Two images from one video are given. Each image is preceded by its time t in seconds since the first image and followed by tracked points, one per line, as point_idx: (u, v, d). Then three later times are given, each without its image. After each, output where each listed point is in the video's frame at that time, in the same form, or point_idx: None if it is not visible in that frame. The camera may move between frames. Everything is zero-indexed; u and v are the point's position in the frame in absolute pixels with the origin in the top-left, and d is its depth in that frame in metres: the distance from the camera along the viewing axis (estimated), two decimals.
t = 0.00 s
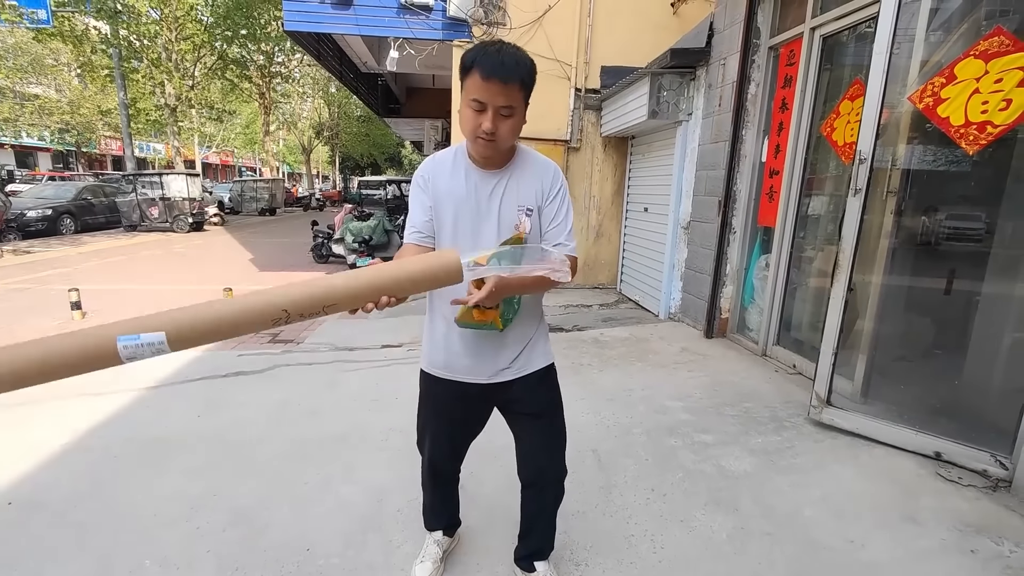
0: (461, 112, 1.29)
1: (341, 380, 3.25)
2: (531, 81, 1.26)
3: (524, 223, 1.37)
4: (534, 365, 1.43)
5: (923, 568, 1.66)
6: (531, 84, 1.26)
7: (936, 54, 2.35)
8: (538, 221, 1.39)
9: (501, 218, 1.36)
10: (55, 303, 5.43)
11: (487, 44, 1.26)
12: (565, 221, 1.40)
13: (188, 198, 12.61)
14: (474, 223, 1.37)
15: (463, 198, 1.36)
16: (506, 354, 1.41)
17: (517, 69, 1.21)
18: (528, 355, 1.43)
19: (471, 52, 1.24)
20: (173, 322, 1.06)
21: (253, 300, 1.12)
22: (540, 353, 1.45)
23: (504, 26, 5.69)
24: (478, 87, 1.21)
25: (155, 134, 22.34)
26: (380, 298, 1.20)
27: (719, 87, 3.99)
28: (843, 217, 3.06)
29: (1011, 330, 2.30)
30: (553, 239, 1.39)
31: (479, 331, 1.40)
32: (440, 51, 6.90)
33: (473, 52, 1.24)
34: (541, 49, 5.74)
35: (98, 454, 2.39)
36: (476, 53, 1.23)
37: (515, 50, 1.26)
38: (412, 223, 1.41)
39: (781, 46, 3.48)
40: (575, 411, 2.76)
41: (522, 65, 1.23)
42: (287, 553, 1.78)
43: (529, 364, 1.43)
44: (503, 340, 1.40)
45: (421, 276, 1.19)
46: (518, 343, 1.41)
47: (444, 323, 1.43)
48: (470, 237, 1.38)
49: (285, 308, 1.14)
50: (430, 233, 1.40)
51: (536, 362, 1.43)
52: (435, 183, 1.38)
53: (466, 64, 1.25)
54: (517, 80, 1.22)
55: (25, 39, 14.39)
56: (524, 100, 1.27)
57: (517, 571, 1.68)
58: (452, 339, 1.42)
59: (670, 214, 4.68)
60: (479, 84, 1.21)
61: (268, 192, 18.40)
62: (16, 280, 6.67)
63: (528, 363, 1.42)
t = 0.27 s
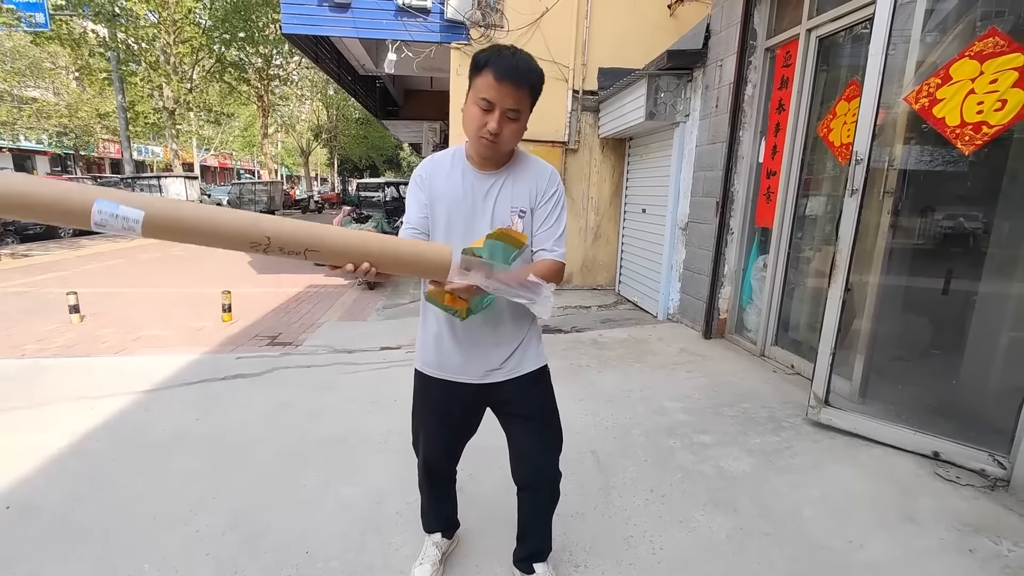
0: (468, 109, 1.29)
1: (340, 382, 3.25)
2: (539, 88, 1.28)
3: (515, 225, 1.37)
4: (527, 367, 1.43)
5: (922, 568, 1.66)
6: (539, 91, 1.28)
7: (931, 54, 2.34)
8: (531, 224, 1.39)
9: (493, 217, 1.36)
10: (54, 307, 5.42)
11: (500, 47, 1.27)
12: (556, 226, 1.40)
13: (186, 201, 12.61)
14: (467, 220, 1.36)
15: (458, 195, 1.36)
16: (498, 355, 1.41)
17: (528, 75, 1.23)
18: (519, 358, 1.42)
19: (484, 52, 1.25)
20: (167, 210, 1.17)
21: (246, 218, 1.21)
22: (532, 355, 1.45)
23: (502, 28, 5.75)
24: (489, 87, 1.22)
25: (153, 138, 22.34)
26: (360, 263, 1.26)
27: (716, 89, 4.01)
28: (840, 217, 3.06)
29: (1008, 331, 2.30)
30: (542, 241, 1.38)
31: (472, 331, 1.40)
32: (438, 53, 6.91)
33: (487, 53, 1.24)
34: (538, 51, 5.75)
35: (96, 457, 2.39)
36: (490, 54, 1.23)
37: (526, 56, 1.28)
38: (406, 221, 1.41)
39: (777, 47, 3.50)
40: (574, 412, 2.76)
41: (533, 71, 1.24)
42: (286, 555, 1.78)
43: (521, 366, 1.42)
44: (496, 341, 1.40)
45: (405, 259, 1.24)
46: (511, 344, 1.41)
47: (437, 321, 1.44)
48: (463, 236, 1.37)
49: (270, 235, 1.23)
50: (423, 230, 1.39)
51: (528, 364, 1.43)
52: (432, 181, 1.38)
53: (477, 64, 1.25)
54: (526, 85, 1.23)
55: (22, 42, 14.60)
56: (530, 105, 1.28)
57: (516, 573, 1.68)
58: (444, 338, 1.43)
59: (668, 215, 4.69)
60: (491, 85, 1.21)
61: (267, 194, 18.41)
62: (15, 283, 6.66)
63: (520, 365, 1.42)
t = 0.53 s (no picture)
0: (474, 107, 1.29)
1: (339, 385, 3.25)
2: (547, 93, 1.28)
3: (506, 225, 1.36)
4: (519, 368, 1.42)
5: (921, 568, 1.66)
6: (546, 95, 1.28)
7: (926, 55, 2.35)
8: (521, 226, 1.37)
9: (485, 216, 1.36)
10: (51, 311, 5.40)
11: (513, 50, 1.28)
12: (546, 230, 1.37)
13: (184, 204, 12.59)
14: (458, 217, 1.36)
15: (452, 193, 1.37)
16: (489, 356, 1.40)
17: (537, 79, 1.24)
18: (510, 360, 1.41)
19: (497, 53, 1.26)
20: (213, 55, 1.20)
21: (275, 100, 1.23)
22: (525, 356, 1.44)
23: (500, 31, 5.76)
24: (499, 86, 1.22)
25: (150, 140, 22.31)
26: (350, 199, 1.26)
27: (713, 90, 4.01)
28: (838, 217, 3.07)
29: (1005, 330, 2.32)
30: (529, 240, 1.34)
31: (464, 330, 1.40)
32: (436, 55, 6.91)
33: (501, 54, 1.25)
34: (536, 53, 5.75)
35: (94, 461, 2.38)
36: (503, 56, 1.24)
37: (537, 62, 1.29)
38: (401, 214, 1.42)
39: (774, 48, 3.50)
40: (573, 414, 2.76)
41: (543, 75, 1.25)
42: (285, 559, 1.77)
43: (512, 367, 1.41)
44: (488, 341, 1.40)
45: (394, 213, 1.23)
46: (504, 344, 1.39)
47: (431, 319, 1.44)
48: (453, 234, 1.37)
49: (288, 125, 1.23)
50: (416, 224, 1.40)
51: (520, 366, 1.42)
52: (430, 177, 1.40)
53: (489, 64, 1.26)
54: (535, 87, 1.24)
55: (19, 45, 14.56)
56: (536, 110, 1.29)
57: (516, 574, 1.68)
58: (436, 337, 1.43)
59: (666, 216, 4.69)
60: (501, 84, 1.22)
61: (265, 197, 18.40)
62: (12, 287, 6.64)
63: (513, 366, 1.41)
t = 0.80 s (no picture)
0: (471, 108, 1.30)
1: (338, 387, 3.25)
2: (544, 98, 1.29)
3: (497, 227, 1.36)
4: (511, 370, 1.42)
5: (920, 567, 1.67)
6: (543, 100, 1.29)
7: (923, 55, 2.36)
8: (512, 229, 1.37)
9: (476, 217, 1.36)
10: (49, 313, 5.39)
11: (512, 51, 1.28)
12: (537, 234, 1.37)
13: (182, 205, 12.57)
14: (449, 216, 1.37)
15: (445, 193, 1.37)
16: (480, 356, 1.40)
17: (535, 83, 1.24)
18: (501, 362, 1.41)
19: (496, 54, 1.26)
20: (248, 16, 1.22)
21: (295, 65, 1.24)
22: (518, 358, 1.43)
23: (498, 32, 5.78)
24: (495, 88, 1.22)
25: (148, 142, 22.29)
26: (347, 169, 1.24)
27: (711, 90, 4.02)
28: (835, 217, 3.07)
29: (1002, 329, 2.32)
30: (519, 242, 1.35)
31: (456, 330, 1.40)
32: (433, 56, 6.90)
33: (500, 55, 1.25)
34: (533, 54, 5.76)
35: (92, 464, 2.38)
36: (502, 57, 1.24)
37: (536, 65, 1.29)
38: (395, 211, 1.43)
39: (771, 49, 3.51)
40: (572, 415, 2.76)
41: (541, 79, 1.25)
42: (285, 561, 1.77)
43: (502, 369, 1.41)
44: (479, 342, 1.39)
45: (387, 191, 1.22)
46: (496, 345, 1.39)
47: (424, 317, 1.45)
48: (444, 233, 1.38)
49: (302, 90, 1.24)
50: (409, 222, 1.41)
51: (511, 368, 1.42)
52: (424, 176, 1.40)
53: (488, 65, 1.26)
54: (533, 91, 1.24)
55: (16, 47, 14.54)
56: (533, 114, 1.29)
57: (516, 575, 1.67)
58: (428, 335, 1.43)
59: (664, 216, 4.70)
60: (497, 86, 1.22)
61: (263, 198, 18.38)
62: (9, 290, 6.63)
63: (505, 367, 1.41)
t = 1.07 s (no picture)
0: (462, 108, 1.29)
1: (337, 388, 3.24)
2: (535, 96, 1.28)
3: (492, 229, 1.36)
4: (504, 371, 1.42)
5: (918, 565, 1.67)
6: (534, 99, 1.28)
7: (919, 54, 2.35)
8: (506, 231, 1.37)
9: (470, 218, 1.36)
10: (46, 315, 5.37)
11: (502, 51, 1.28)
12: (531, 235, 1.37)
13: (179, 207, 12.55)
14: (443, 217, 1.36)
15: (439, 194, 1.37)
16: (474, 357, 1.40)
17: (525, 82, 1.24)
18: (495, 363, 1.41)
19: (486, 53, 1.25)
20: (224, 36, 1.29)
21: (270, 70, 1.29)
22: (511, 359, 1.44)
23: (496, 32, 5.78)
24: (486, 88, 1.22)
25: (145, 144, 22.25)
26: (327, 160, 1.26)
27: (708, 90, 4.02)
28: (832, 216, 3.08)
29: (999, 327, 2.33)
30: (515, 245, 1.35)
31: (450, 331, 1.40)
32: (431, 57, 6.90)
33: (489, 54, 1.25)
34: (531, 55, 5.76)
35: (90, 466, 2.37)
36: (492, 57, 1.24)
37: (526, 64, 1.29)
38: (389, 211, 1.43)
39: (768, 48, 3.51)
40: (571, 415, 2.76)
41: (531, 79, 1.25)
42: (282, 563, 1.77)
43: (496, 370, 1.41)
44: (474, 342, 1.39)
45: (367, 175, 1.22)
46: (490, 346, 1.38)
47: (417, 318, 1.44)
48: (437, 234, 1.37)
49: (279, 92, 1.28)
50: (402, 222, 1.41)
51: (505, 369, 1.42)
52: (419, 176, 1.40)
53: (478, 65, 1.26)
54: (523, 90, 1.23)
55: (12, 49, 14.51)
56: (524, 113, 1.29)
57: None
58: (422, 336, 1.43)
59: (662, 216, 4.71)
60: (487, 86, 1.22)
61: (261, 199, 18.37)
62: (6, 292, 6.61)
63: (498, 368, 1.41)
